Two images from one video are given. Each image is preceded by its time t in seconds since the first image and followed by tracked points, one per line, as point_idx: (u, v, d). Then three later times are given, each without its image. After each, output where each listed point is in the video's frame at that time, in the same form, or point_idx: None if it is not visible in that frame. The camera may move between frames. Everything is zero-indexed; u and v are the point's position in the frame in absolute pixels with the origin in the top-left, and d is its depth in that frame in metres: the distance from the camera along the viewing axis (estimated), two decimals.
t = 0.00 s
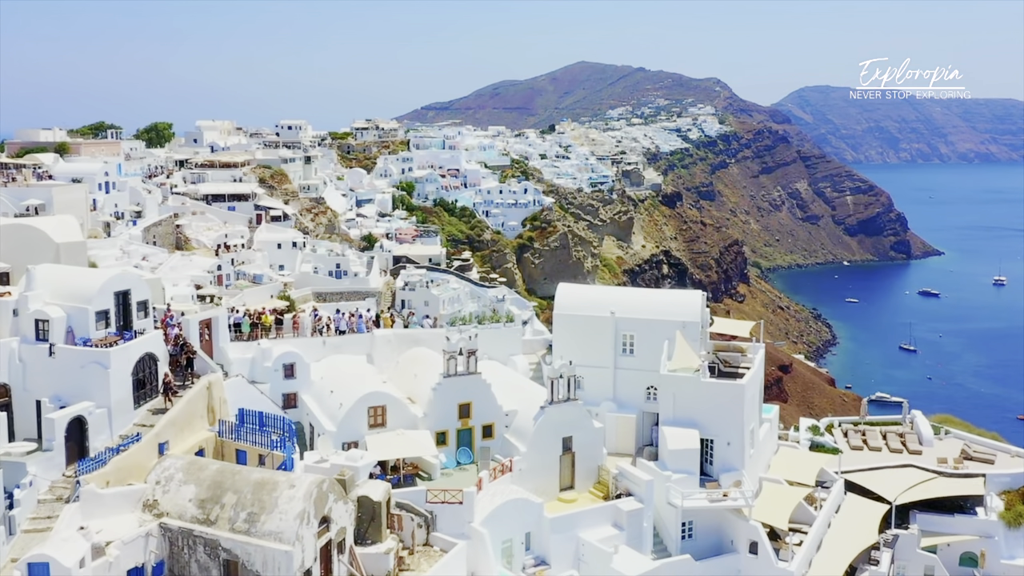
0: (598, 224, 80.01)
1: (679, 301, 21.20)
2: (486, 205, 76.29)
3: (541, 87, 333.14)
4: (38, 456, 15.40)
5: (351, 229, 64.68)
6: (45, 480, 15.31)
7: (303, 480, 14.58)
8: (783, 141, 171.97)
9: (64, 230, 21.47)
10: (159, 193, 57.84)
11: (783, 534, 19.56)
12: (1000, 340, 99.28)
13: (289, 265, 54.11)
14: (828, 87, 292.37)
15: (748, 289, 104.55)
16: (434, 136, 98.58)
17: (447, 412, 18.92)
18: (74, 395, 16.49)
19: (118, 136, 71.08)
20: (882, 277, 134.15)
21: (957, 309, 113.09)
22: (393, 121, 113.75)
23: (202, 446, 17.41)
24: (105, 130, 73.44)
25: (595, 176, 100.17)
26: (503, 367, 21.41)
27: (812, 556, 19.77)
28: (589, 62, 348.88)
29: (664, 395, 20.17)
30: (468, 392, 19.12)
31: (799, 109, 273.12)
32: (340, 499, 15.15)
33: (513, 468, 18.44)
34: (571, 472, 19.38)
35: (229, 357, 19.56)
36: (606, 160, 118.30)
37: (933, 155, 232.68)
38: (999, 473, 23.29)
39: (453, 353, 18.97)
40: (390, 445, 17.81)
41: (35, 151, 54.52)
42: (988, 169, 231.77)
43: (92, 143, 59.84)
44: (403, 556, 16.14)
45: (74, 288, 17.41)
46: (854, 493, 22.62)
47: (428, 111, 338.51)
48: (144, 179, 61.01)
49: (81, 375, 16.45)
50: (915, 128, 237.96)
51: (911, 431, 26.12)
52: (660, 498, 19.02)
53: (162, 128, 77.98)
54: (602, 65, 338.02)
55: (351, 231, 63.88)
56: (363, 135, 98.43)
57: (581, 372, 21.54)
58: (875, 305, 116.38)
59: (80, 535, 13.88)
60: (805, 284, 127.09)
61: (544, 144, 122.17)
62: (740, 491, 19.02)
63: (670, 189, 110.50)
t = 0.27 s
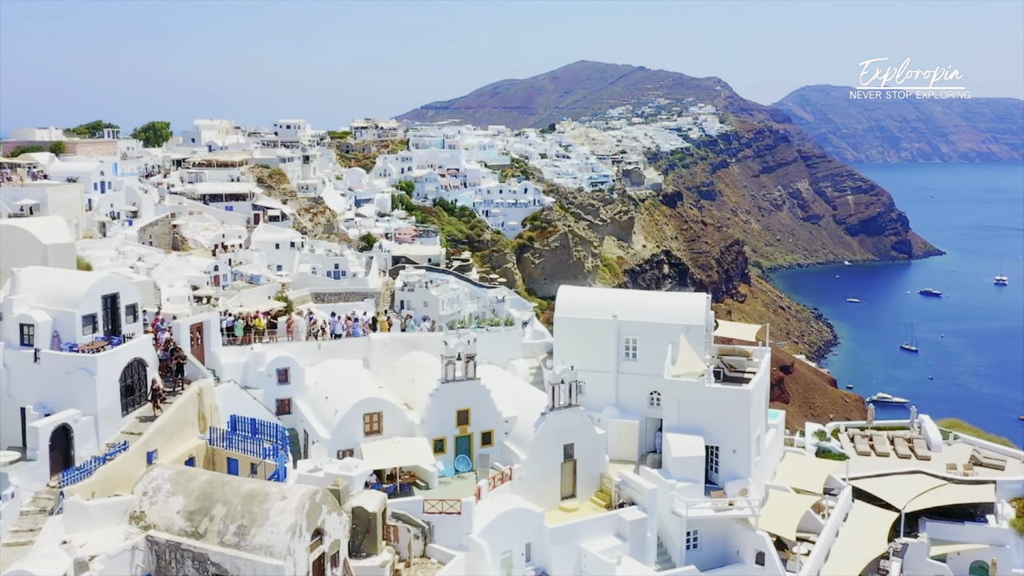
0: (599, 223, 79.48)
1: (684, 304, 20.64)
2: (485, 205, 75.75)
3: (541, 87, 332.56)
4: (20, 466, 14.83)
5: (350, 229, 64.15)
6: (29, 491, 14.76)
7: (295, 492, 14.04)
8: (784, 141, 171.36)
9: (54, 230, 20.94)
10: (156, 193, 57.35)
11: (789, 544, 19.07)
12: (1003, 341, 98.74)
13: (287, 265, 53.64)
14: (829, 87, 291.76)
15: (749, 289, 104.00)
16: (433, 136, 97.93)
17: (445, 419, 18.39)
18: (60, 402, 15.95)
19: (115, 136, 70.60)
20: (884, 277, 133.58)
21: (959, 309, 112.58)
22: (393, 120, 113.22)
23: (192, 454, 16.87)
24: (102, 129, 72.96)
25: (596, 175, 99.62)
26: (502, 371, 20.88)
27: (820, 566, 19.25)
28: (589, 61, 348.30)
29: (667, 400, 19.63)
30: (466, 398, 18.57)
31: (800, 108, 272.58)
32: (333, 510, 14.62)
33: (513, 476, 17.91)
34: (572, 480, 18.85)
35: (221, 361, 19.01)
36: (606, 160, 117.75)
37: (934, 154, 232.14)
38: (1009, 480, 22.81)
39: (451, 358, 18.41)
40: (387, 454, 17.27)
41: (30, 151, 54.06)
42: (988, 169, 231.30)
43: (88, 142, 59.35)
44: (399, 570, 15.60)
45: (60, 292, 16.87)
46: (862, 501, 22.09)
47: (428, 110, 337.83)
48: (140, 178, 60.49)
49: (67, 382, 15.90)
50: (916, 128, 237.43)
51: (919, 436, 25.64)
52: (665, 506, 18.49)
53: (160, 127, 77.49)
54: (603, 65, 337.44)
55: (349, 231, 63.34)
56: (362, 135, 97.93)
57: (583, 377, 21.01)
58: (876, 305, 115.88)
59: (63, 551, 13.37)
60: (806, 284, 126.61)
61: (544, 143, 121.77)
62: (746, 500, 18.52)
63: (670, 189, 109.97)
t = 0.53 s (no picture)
0: (599, 223, 78.85)
1: (690, 307, 20.08)
2: (485, 205, 75.15)
3: (542, 86, 331.99)
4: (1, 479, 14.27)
5: (349, 229, 63.60)
6: (10, 504, 14.20)
7: (286, 506, 13.48)
8: (785, 140, 170.70)
9: (40, 233, 20.57)
10: (152, 193, 56.82)
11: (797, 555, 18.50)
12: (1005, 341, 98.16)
13: (285, 266, 53.12)
14: (830, 86, 291.12)
15: (750, 289, 103.44)
16: (433, 135, 97.29)
17: (443, 427, 17.81)
18: (43, 411, 15.39)
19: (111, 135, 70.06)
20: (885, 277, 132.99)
21: (960, 309, 112.06)
22: (392, 119, 112.65)
23: (181, 464, 16.30)
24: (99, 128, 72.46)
25: (596, 174, 98.99)
26: (502, 377, 20.31)
27: None
28: (589, 60, 347.68)
29: (672, 407, 19.06)
30: (465, 405, 17.99)
31: (801, 108, 272.00)
32: (326, 524, 14.04)
33: (513, 486, 17.33)
34: (574, 489, 18.27)
35: (212, 367, 18.45)
36: (607, 159, 117.14)
37: (935, 154, 231.50)
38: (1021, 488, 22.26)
39: (449, 364, 17.84)
40: (382, 463, 16.70)
41: (25, 150, 53.55)
42: (989, 168, 230.74)
43: (84, 141, 58.85)
44: None
45: (44, 296, 16.31)
46: (871, 510, 21.54)
47: (428, 109, 337.15)
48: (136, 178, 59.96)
49: (51, 391, 15.34)
50: (917, 127, 236.84)
51: (928, 441, 25.08)
52: (669, 517, 17.91)
53: (157, 126, 76.95)
54: (603, 64, 336.72)
55: (348, 231, 62.80)
56: (361, 134, 97.37)
57: (585, 383, 20.46)
58: (877, 305, 115.32)
59: (42, 568, 12.81)
60: (807, 284, 126.07)
61: (544, 142, 121.25)
62: (753, 510, 17.95)
63: (671, 188, 109.37)
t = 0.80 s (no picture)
0: (600, 223, 78.16)
1: (695, 312, 19.51)
2: (485, 204, 74.53)
3: (542, 85, 331.26)
4: None
5: (347, 229, 63.02)
6: None
7: (276, 521, 12.87)
8: (786, 139, 169.98)
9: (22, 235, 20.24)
10: (149, 192, 56.24)
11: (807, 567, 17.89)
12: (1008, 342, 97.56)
13: (283, 266, 52.62)
14: (831, 85, 290.44)
15: (751, 289, 102.84)
16: (432, 134, 96.66)
17: (440, 436, 17.22)
18: (25, 421, 14.77)
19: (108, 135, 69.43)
20: (886, 276, 132.39)
21: (961, 308, 111.63)
22: (391, 118, 112.00)
23: (169, 475, 15.67)
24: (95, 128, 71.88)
25: (597, 174, 98.27)
26: (502, 383, 19.71)
27: None
28: (589, 60, 347.02)
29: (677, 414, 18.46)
30: (464, 414, 17.41)
31: (802, 107, 271.38)
32: (318, 540, 13.43)
33: (513, 497, 16.74)
34: (576, 500, 17.67)
35: (202, 374, 17.83)
36: (607, 158, 116.47)
37: (936, 153, 230.94)
38: None
39: (446, 371, 17.23)
40: (378, 475, 16.09)
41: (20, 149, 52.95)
42: (990, 168, 230.24)
43: (79, 141, 58.31)
44: None
45: (27, 301, 15.71)
46: (882, 519, 20.94)
47: (427, 108, 336.58)
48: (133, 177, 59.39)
49: (33, 400, 14.72)
50: (918, 126, 236.27)
51: (939, 448, 24.49)
52: (675, 529, 17.28)
53: (154, 125, 76.36)
54: (603, 63, 335.93)
55: (347, 231, 62.22)
56: (360, 133, 96.75)
57: (587, 390, 19.85)
58: (879, 305, 114.72)
59: None
60: (809, 283, 125.49)
61: (545, 141, 120.58)
62: (762, 522, 17.34)
63: (672, 188, 108.69)
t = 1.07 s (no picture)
0: (600, 222, 77.40)
1: (701, 317, 18.88)
2: (485, 204, 73.90)
3: (542, 84, 330.48)
4: None
5: (346, 229, 62.42)
6: None
7: (265, 539, 12.24)
8: (787, 139, 169.20)
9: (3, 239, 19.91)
10: (145, 192, 55.63)
11: None
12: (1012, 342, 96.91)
13: (281, 267, 52.11)
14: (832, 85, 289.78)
15: (752, 289, 102.24)
16: (432, 133, 96.06)
17: (438, 446, 16.58)
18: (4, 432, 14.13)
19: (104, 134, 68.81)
20: (888, 276, 131.77)
21: (963, 308, 111.05)
22: (391, 117, 111.34)
23: (155, 487, 15.05)
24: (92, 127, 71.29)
25: (597, 173, 97.55)
26: (502, 390, 19.09)
27: None
28: (590, 59, 346.38)
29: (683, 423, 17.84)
30: (463, 423, 16.78)
31: (803, 106, 270.67)
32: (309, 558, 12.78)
33: (513, 510, 16.12)
34: (579, 512, 17.04)
35: (192, 382, 17.22)
36: (608, 158, 115.80)
37: (937, 152, 230.33)
38: None
39: (444, 379, 16.59)
40: (373, 487, 15.47)
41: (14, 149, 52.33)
42: (990, 167, 229.65)
43: (75, 140, 57.71)
44: None
45: (7, 307, 15.07)
46: (893, 529, 20.30)
47: (427, 107, 335.67)
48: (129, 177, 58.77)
49: (12, 410, 14.09)
50: (919, 125, 235.62)
51: (950, 455, 23.87)
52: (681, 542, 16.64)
53: (152, 124, 75.76)
54: (604, 62, 335.24)
55: (345, 231, 61.61)
56: (359, 132, 96.13)
57: (590, 397, 19.24)
58: (881, 305, 114.09)
59: None
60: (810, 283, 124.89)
61: (545, 141, 119.91)
62: (771, 535, 16.71)
63: (673, 187, 108.03)
